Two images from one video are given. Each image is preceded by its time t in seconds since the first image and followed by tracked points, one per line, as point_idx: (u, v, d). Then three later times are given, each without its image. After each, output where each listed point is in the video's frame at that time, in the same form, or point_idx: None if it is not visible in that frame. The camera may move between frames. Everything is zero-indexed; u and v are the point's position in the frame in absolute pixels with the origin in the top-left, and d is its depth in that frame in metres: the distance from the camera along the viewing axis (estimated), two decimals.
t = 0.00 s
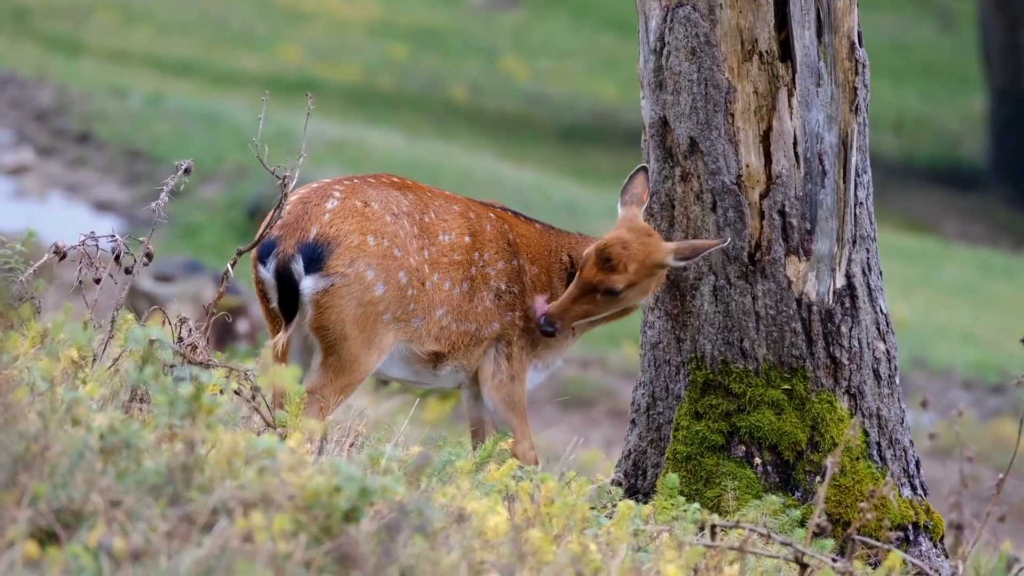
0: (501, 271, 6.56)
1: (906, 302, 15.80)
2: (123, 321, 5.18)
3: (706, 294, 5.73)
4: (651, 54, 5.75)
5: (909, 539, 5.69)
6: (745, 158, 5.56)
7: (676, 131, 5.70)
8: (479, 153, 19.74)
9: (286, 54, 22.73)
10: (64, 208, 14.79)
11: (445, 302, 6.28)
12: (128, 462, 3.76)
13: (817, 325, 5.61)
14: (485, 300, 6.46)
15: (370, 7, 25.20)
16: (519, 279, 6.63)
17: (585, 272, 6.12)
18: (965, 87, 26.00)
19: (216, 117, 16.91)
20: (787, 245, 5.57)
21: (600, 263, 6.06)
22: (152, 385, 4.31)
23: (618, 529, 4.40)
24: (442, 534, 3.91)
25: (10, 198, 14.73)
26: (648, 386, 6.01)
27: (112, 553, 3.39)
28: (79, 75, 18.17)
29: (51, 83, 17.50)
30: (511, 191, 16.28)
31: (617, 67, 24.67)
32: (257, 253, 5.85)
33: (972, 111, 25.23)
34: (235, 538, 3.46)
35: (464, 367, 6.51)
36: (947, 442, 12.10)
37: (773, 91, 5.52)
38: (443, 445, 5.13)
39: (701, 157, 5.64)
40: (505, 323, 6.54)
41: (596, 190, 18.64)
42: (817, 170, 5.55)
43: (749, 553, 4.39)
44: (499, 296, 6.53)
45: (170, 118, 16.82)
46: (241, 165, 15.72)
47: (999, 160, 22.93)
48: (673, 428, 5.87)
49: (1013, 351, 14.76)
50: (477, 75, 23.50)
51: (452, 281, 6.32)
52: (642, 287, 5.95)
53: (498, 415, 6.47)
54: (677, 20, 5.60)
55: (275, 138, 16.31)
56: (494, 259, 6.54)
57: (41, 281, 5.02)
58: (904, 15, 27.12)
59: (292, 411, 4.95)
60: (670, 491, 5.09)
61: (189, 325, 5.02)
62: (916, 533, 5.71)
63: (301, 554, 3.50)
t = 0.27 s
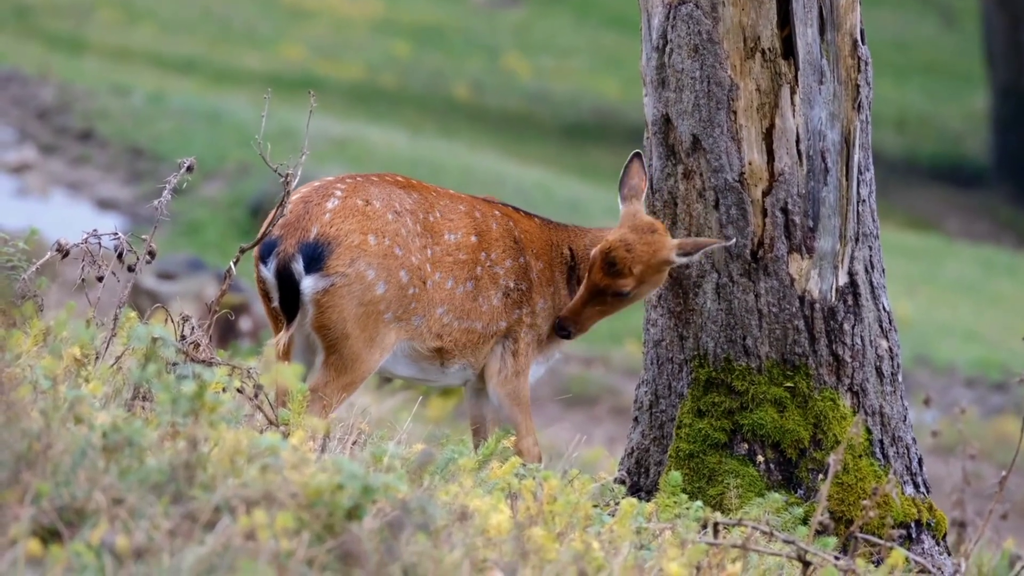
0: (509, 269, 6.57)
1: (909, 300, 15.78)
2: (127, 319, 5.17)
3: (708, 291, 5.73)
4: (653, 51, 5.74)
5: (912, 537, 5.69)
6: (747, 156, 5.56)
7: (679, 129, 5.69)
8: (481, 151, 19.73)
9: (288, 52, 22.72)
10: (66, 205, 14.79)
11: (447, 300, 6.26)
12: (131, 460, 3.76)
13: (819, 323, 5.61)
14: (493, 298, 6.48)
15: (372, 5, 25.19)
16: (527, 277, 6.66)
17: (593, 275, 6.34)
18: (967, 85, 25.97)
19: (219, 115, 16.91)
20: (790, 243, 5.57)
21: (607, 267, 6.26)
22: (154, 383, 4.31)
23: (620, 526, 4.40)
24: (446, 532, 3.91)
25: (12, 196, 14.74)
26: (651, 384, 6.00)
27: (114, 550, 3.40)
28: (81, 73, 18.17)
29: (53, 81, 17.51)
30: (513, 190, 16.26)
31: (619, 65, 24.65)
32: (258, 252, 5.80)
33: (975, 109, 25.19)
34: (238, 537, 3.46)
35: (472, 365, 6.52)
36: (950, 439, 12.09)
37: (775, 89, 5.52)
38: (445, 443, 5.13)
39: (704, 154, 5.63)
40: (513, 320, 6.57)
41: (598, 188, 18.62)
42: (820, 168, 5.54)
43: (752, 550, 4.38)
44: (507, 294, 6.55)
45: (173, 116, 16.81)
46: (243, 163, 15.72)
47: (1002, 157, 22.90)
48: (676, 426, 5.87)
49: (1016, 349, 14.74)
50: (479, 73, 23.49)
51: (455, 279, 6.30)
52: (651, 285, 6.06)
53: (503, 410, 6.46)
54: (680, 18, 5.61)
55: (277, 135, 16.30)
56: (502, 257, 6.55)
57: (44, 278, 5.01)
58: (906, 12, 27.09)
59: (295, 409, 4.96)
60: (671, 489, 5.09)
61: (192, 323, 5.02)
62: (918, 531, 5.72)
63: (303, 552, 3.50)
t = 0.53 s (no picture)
0: (512, 265, 6.60)
1: (909, 298, 15.78)
2: (127, 317, 5.17)
3: (709, 289, 5.72)
4: (654, 49, 5.74)
5: (913, 536, 5.69)
6: (748, 154, 5.57)
7: (679, 127, 5.70)
8: (482, 149, 19.73)
9: (289, 50, 22.72)
10: (67, 203, 14.80)
11: (449, 297, 6.26)
12: (131, 458, 3.76)
13: (820, 321, 5.61)
14: (497, 294, 6.49)
15: (373, 3, 25.20)
16: (528, 272, 6.68)
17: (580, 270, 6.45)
18: (968, 84, 25.97)
19: (220, 113, 16.92)
20: (790, 241, 5.57)
21: (594, 260, 6.39)
22: (155, 381, 4.31)
23: (620, 525, 4.40)
24: (446, 530, 3.91)
25: (13, 194, 14.74)
26: (651, 382, 6.00)
27: (114, 548, 3.40)
28: (82, 71, 18.18)
29: (54, 79, 17.51)
30: (514, 188, 16.26)
31: (620, 63, 24.66)
32: (262, 252, 5.76)
33: (975, 107, 25.18)
34: (238, 534, 3.46)
35: (475, 362, 6.51)
36: (951, 437, 12.08)
37: (776, 87, 5.51)
38: (447, 441, 5.13)
39: (704, 153, 5.64)
40: (514, 316, 6.58)
41: (599, 187, 18.62)
42: (821, 167, 5.54)
43: (752, 549, 4.38)
44: (511, 290, 6.56)
45: (174, 114, 16.81)
46: (244, 161, 15.72)
47: (1003, 156, 22.89)
48: (676, 424, 5.87)
49: (1016, 347, 14.73)
50: (480, 71, 23.49)
51: (457, 275, 6.30)
52: (640, 276, 6.28)
53: (504, 407, 6.44)
54: (681, 17, 5.61)
55: (278, 133, 16.31)
56: (505, 253, 6.58)
57: (45, 277, 5.01)
58: (907, 11, 27.09)
59: (296, 407, 4.96)
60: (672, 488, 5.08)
61: (193, 321, 5.01)
62: (919, 529, 5.72)
63: (304, 550, 3.50)
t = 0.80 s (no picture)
0: (511, 264, 6.57)
1: (909, 296, 15.78)
2: (126, 315, 5.17)
3: (708, 287, 5.71)
4: (653, 47, 5.75)
5: (912, 533, 5.69)
6: (746, 152, 5.58)
7: (678, 125, 5.72)
8: (481, 147, 19.72)
9: (288, 47, 22.71)
10: (66, 201, 14.79)
11: (445, 295, 6.24)
12: (130, 456, 3.76)
13: (819, 319, 5.61)
14: (496, 294, 6.46)
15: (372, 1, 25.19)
16: (527, 271, 6.64)
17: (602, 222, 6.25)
18: (967, 82, 25.96)
19: (219, 111, 16.91)
20: (789, 239, 5.57)
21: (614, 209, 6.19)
22: (154, 378, 4.31)
23: (619, 522, 4.40)
24: (445, 528, 3.91)
25: (12, 191, 14.74)
26: (650, 380, 6.00)
27: (114, 546, 3.39)
28: (81, 69, 18.17)
29: (54, 76, 17.51)
30: (514, 185, 16.25)
31: (620, 61, 24.64)
32: (257, 248, 5.80)
33: (975, 105, 25.18)
34: (237, 532, 3.46)
35: (474, 360, 6.47)
36: (950, 435, 12.07)
37: (775, 85, 5.51)
38: (445, 438, 5.12)
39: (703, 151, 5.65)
40: (513, 314, 6.55)
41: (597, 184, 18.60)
42: (820, 164, 5.54)
43: (751, 547, 4.39)
44: (509, 289, 6.53)
45: (173, 112, 16.79)
46: (243, 159, 15.72)
47: (1002, 153, 22.88)
48: (675, 421, 5.87)
49: (1015, 345, 14.73)
50: (479, 69, 23.48)
51: (454, 273, 6.28)
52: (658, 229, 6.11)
53: (506, 405, 6.39)
54: (680, 14, 5.62)
55: (277, 131, 16.30)
56: (504, 253, 6.55)
57: (44, 274, 5.01)
58: (906, 8, 27.09)
59: (295, 405, 4.95)
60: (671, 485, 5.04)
61: (192, 318, 5.01)
62: (917, 527, 5.72)
63: (302, 547, 3.51)
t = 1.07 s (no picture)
0: (510, 270, 6.34)
1: (907, 295, 15.78)
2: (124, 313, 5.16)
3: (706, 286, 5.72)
4: (651, 45, 5.76)
5: (910, 531, 5.69)
6: (745, 150, 5.58)
7: (678, 123, 5.74)
8: (480, 146, 19.73)
9: (287, 46, 22.70)
10: (64, 199, 14.79)
11: (438, 297, 6.04)
12: (128, 454, 3.76)
13: (817, 317, 5.61)
14: (492, 299, 6.25)
15: None
16: (528, 277, 6.42)
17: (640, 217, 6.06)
18: (965, 80, 25.96)
19: (217, 109, 16.90)
20: (788, 237, 5.57)
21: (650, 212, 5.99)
22: (152, 377, 4.31)
23: (618, 520, 4.39)
24: (443, 526, 3.90)
25: (10, 190, 14.74)
26: (649, 378, 6.01)
27: (112, 544, 3.39)
28: (80, 67, 18.17)
29: (52, 75, 17.50)
30: (512, 184, 16.25)
31: (618, 59, 24.64)
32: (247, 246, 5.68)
33: (973, 103, 25.20)
34: (235, 531, 3.45)
35: (468, 362, 6.27)
36: (949, 434, 12.07)
37: (773, 83, 5.51)
38: (443, 437, 5.10)
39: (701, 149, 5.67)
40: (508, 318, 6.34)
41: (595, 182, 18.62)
42: (818, 163, 5.55)
43: (749, 545, 4.39)
44: (507, 295, 6.32)
45: (171, 110, 16.79)
46: (241, 157, 15.72)
47: (1000, 152, 22.89)
48: (673, 419, 5.87)
49: (1014, 343, 14.74)
50: (477, 67, 23.47)
51: (449, 276, 6.08)
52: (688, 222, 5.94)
53: (502, 403, 6.24)
54: (678, 13, 5.62)
55: (275, 130, 16.30)
56: (503, 258, 6.33)
57: (42, 273, 5.01)
58: (905, 7, 27.09)
59: (293, 403, 4.94)
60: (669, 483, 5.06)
61: (189, 317, 5.00)
62: (915, 525, 5.72)
63: (300, 546, 3.51)
